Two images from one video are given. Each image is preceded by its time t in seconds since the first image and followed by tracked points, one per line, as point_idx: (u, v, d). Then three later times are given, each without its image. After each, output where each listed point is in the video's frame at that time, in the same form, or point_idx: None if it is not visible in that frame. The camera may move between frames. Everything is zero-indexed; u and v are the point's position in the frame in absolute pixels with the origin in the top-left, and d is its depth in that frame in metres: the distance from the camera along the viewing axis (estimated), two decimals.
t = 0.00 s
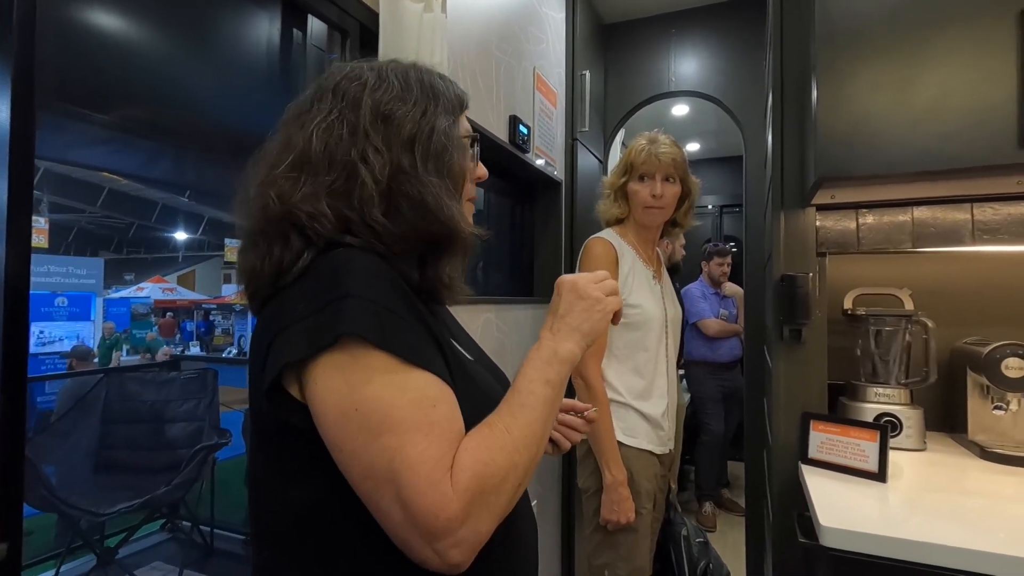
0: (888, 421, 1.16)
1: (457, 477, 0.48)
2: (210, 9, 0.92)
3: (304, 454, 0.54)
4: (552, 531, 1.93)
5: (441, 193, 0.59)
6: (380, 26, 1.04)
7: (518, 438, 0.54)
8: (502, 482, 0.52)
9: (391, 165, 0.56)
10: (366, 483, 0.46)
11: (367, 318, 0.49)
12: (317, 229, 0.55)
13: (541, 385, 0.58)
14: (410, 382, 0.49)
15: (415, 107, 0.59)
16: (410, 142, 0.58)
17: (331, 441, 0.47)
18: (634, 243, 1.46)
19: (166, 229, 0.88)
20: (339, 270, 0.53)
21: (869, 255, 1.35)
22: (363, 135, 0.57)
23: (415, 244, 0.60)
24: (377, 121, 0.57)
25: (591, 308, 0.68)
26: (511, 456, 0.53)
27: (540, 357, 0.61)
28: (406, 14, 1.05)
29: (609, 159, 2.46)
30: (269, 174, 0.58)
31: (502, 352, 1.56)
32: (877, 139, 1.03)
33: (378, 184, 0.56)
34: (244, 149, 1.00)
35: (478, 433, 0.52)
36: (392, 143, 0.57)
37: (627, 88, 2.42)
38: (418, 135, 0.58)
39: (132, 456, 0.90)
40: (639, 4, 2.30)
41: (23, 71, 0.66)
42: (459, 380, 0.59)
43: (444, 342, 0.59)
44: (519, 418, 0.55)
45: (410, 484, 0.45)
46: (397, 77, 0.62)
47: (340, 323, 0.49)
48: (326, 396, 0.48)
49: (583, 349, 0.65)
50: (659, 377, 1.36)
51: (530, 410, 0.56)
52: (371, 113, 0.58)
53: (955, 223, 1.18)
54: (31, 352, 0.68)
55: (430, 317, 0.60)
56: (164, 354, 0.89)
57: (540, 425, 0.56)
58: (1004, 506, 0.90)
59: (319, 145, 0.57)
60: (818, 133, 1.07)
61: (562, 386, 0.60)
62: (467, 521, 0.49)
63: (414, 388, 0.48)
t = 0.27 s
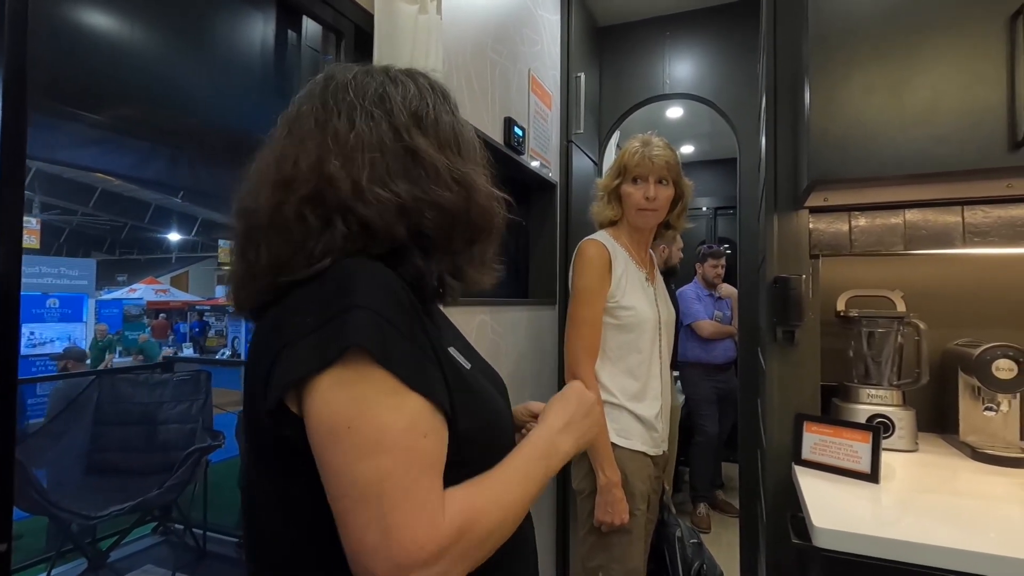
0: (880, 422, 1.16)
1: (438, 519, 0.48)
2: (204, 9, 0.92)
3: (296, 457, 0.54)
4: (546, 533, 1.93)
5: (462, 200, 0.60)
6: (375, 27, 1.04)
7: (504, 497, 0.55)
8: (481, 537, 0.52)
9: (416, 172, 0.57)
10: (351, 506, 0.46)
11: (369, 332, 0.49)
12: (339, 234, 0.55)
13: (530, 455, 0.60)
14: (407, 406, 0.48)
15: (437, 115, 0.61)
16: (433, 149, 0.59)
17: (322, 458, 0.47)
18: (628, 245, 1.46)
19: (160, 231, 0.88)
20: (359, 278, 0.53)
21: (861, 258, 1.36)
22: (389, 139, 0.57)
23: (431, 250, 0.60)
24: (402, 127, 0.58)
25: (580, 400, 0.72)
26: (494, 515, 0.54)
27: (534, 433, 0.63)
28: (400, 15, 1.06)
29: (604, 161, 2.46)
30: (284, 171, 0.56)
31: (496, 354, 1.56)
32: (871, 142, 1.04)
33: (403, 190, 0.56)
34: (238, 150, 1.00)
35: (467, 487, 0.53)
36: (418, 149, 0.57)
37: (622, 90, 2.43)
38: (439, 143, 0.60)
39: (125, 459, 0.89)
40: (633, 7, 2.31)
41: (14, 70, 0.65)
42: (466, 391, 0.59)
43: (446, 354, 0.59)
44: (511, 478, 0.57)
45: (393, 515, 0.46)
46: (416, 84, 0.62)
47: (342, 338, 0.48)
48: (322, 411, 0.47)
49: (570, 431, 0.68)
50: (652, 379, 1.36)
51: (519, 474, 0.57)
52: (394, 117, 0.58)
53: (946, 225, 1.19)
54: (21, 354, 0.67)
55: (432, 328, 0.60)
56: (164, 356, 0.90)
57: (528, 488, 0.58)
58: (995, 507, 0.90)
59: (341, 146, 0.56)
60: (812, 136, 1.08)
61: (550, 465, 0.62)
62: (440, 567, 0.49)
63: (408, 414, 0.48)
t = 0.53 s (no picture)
0: (879, 422, 1.17)
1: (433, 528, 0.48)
2: (203, 9, 0.92)
3: (293, 457, 0.54)
4: (545, 534, 1.93)
5: (448, 190, 0.60)
6: (374, 26, 1.04)
7: (499, 508, 0.55)
8: (474, 548, 0.52)
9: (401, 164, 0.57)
10: (347, 511, 0.46)
11: (371, 334, 0.49)
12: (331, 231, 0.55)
13: (525, 466, 0.60)
14: (405, 409, 0.48)
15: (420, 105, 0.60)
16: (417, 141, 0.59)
17: (320, 461, 0.46)
18: (626, 245, 1.46)
19: (158, 231, 0.88)
20: (356, 276, 0.53)
21: (860, 258, 1.36)
22: (371, 134, 0.57)
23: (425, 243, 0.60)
24: (382, 121, 0.57)
25: (574, 410, 0.72)
26: (488, 526, 0.54)
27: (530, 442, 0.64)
28: (399, 15, 1.06)
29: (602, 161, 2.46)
30: (274, 174, 0.56)
31: (495, 354, 1.56)
32: (869, 142, 1.04)
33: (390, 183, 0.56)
34: (236, 150, 0.99)
35: (463, 497, 0.54)
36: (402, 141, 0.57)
37: (621, 91, 2.43)
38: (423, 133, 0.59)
39: (124, 460, 0.89)
40: (632, 7, 2.31)
41: (12, 70, 0.65)
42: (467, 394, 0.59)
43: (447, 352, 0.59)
44: (506, 489, 0.57)
45: (389, 521, 0.45)
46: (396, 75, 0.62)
47: (344, 341, 0.48)
48: (322, 414, 0.47)
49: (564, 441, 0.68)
50: (650, 380, 1.37)
51: (514, 484, 0.58)
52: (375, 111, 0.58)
53: (944, 226, 1.19)
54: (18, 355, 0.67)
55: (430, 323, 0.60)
56: (164, 356, 0.89)
57: (522, 499, 0.58)
58: (993, 507, 0.91)
59: (325, 145, 0.56)
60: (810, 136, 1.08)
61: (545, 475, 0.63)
62: None
63: (406, 419, 0.48)
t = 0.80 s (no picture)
0: (877, 421, 1.17)
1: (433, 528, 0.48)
2: (201, 8, 0.92)
3: (292, 456, 0.54)
4: (543, 533, 1.93)
5: (451, 189, 0.60)
6: (372, 25, 1.04)
7: (498, 508, 0.56)
8: (474, 549, 0.52)
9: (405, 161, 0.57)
10: (346, 510, 0.46)
11: (373, 331, 0.49)
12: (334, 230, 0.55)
13: (524, 465, 0.61)
14: (407, 407, 0.48)
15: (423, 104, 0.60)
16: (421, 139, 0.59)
17: (320, 459, 0.46)
18: (624, 243, 1.46)
19: (156, 230, 0.87)
20: (359, 276, 0.53)
21: (857, 257, 1.36)
22: (374, 132, 0.57)
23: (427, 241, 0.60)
24: (385, 119, 0.57)
25: (573, 410, 0.73)
26: (488, 526, 0.54)
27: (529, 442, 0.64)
28: (397, 14, 1.06)
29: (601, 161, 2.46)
30: (277, 172, 0.56)
31: (493, 353, 1.56)
32: (868, 142, 1.04)
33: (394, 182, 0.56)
34: (234, 149, 0.99)
35: (463, 496, 0.54)
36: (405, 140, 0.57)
37: (619, 90, 2.43)
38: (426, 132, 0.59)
39: (121, 459, 0.88)
40: (630, 6, 2.31)
41: (9, 69, 0.65)
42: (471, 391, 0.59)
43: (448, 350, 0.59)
44: (506, 488, 0.57)
45: (389, 520, 0.46)
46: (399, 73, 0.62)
47: (346, 338, 0.48)
48: (324, 412, 0.47)
49: (562, 442, 0.69)
50: (648, 379, 1.37)
51: (513, 483, 0.58)
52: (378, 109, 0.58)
53: (941, 225, 1.19)
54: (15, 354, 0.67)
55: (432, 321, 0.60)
56: (163, 355, 0.90)
57: (521, 499, 0.58)
58: (990, 505, 0.91)
59: (330, 142, 0.56)
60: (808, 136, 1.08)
61: (544, 474, 0.63)
62: None
63: (408, 417, 0.48)
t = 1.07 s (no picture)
0: (874, 422, 1.17)
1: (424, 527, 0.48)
2: (200, 8, 0.92)
3: (289, 456, 0.54)
4: (541, 533, 1.93)
5: (449, 190, 0.60)
6: (370, 25, 1.04)
7: (492, 508, 0.55)
8: (466, 549, 0.52)
9: (401, 163, 0.57)
10: (338, 508, 0.46)
11: (367, 330, 0.49)
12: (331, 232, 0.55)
13: (519, 465, 0.60)
14: (401, 406, 0.48)
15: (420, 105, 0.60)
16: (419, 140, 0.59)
17: (312, 457, 0.46)
18: (619, 242, 1.46)
19: (154, 230, 0.86)
20: (356, 276, 0.53)
21: (855, 258, 1.37)
22: (371, 134, 0.57)
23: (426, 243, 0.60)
24: (382, 121, 0.57)
25: (568, 412, 0.73)
26: (481, 526, 0.54)
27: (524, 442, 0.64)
28: (395, 14, 1.06)
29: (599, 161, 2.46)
30: (274, 174, 0.56)
31: (491, 353, 1.56)
32: (864, 143, 1.04)
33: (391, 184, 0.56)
34: (231, 150, 0.99)
35: (457, 496, 0.53)
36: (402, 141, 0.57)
37: (618, 90, 2.43)
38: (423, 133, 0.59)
39: (119, 459, 0.87)
40: (629, 7, 2.31)
41: (7, 67, 0.65)
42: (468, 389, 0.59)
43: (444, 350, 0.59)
44: (500, 488, 0.57)
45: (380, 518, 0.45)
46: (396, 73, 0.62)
47: (340, 335, 0.48)
48: (315, 410, 0.47)
49: (558, 443, 0.68)
50: (645, 378, 1.37)
51: (508, 483, 0.58)
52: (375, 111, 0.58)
53: (939, 226, 1.19)
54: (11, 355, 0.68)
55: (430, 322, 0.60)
56: (156, 357, 0.89)
57: (516, 500, 0.58)
58: (986, 505, 0.91)
59: (327, 143, 0.56)
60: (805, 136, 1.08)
61: (539, 475, 0.63)
62: None
63: (401, 415, 0.48)
